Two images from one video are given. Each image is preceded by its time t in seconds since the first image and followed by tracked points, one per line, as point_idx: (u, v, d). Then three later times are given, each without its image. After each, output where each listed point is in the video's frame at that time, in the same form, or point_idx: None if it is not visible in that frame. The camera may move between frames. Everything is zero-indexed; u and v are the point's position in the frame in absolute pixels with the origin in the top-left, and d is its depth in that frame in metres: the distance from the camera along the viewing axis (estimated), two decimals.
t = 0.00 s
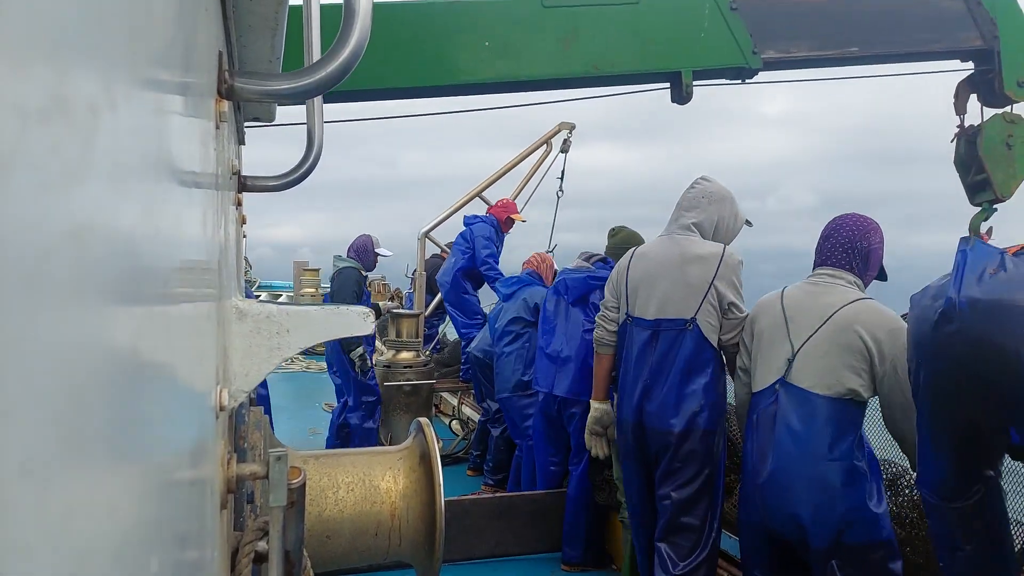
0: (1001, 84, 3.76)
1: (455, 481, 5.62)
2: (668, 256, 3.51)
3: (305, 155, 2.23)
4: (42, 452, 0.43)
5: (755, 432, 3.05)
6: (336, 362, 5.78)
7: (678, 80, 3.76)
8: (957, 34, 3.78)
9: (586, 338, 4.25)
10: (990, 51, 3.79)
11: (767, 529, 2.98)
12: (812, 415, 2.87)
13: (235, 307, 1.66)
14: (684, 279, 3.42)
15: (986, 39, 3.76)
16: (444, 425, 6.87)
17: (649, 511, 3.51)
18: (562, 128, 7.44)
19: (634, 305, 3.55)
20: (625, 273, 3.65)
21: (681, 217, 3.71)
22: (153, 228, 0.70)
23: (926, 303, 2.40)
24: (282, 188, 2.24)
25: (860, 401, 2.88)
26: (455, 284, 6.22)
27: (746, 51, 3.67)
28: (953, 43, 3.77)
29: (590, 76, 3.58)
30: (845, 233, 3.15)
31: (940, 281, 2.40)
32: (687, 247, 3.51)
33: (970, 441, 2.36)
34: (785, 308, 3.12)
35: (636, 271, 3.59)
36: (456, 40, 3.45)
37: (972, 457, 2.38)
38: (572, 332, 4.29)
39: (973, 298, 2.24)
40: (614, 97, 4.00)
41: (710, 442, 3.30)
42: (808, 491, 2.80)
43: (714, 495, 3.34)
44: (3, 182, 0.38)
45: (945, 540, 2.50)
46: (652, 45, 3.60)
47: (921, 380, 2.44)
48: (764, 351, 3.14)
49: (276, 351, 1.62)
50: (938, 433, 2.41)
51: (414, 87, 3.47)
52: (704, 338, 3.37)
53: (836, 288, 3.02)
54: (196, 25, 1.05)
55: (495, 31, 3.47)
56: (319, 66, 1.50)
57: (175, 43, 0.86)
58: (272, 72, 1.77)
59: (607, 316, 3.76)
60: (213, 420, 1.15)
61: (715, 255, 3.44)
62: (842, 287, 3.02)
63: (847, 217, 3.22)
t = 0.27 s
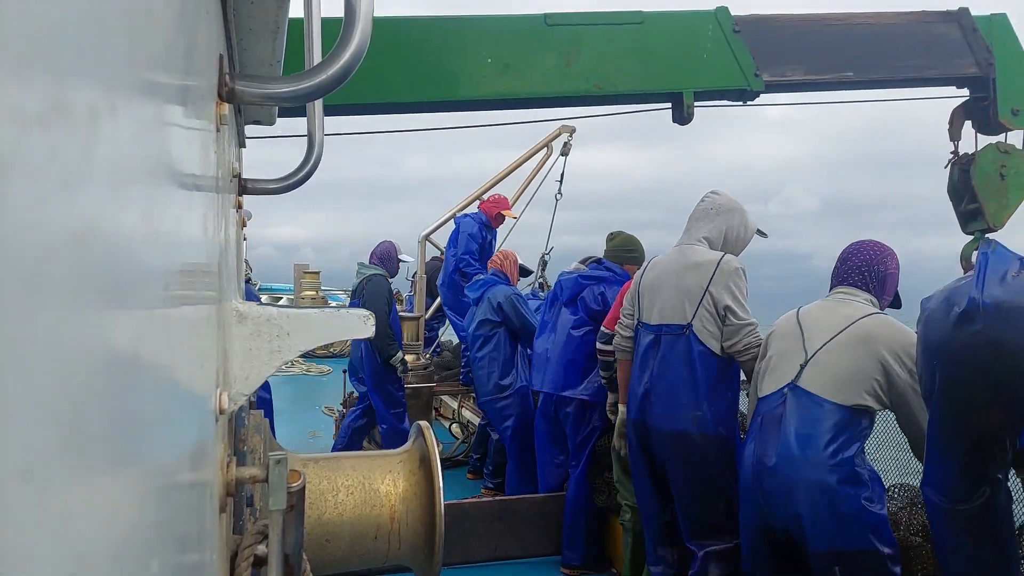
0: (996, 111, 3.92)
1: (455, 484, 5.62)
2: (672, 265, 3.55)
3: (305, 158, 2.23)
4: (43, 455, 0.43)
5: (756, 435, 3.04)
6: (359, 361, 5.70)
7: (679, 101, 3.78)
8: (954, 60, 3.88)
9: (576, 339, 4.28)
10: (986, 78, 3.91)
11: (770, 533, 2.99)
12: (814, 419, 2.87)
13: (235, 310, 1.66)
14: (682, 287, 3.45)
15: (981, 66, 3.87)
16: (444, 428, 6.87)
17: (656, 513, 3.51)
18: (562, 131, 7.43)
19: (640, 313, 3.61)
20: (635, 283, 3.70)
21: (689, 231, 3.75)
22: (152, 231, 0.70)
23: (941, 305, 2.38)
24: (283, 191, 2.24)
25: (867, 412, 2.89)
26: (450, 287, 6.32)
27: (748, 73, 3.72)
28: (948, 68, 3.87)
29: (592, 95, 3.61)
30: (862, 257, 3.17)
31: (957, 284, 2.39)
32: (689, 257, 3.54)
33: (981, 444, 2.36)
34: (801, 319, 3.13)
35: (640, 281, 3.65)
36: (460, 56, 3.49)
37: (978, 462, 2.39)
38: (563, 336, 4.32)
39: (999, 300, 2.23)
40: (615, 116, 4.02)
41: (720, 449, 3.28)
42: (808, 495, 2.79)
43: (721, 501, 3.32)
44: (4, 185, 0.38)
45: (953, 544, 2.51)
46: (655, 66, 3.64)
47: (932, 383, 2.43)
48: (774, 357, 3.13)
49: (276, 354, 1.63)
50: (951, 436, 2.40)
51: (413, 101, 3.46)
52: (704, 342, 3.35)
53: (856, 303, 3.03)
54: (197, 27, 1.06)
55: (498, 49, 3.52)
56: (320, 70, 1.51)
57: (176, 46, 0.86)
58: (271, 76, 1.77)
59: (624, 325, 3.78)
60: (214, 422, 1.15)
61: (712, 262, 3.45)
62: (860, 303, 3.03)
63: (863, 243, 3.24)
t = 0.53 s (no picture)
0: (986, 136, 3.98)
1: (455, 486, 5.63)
2: (697, 267, 3.54)
3: (305, 161, 2.24)
4: (43, 460, 0.43)
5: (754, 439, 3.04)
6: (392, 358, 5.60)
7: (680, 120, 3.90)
8: (946, 86, 3.93)
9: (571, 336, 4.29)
10: (978, 104, 3.96)
11: (770, 535, 2.99)
12: (815, 423, 2.86)
13: (235, 313, 1.67)
14: (706, 291, 3.44)
15: (973, 91, 3.92)
16: (444, 431, 6.87)
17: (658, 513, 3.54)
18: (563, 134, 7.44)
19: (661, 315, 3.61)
20: (656, 283, 3.70)
21: (714, 235, 3.73)
22: (153, 234, 0.70)
23: (938, 309, 2.37)
24: (283, 194, 2.24)
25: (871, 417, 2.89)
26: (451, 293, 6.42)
27: (749, 95, 3.81)
28: (938, 94, 3.92)
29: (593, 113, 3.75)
30: (869, 276, 3.18)
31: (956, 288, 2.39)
32: (714, 261, 3.52)
33: (981, 446, 2.36)
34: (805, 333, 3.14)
35: (664, 284, 3.64)
36: (465, 72, 3.63)
37: (978, 464, 2.39)
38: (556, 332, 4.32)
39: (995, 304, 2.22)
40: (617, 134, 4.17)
41: (714, 455, 3.27)
42: (805, 500, 2.78)
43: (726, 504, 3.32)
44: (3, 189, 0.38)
45: (955, 545, 2.50)
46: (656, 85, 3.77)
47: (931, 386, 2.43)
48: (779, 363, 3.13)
49: (277, 357, 1.62)
50: (952, 438, 2.40)
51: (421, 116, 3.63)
52: (723, 347, 3.35)
53: (858, 312, 3.05)
54: (198, 31, 1.06)
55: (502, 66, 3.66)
56: (320, 73, 1.51)
57: (175, 46, 0.86)
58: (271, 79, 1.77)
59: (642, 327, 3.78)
60: (214, 425, 1.15)
61: (738, 267, 3.44)
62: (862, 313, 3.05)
63: (869, 261, 3.25)
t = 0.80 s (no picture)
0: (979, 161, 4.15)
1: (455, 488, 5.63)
2: (720, 272, 3.50)
3: (306, 163, 2.24)
4: (42, 465, 0.42)
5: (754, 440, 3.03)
6: (409, 362, 5.59)
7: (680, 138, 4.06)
8: (938, 110, 4.06)
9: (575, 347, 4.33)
10: (969, 127, 4.12)
11: (769, 537, 3.00)
12: (818, 427, 2.85)
13: (236, 314, 1.67)
14: (731, 296, 3.39)
15: (964, 116, 4.06)
16: (444, 432, 6.87)
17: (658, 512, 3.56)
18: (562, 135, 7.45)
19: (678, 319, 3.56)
20: (674, 284, 3.66)
21: (738, 239, 3.71)
22: (154, 233, 0.70)
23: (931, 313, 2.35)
24: (283, 195, 2.24)
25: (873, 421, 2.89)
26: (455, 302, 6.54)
27: (749, 115, 3.97)
28: (931, 117, 4.05)
29: (593, 129, 3.90)
30: (878, 283, 3.20)
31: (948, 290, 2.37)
32: (739, 265, 3.49)
33: (979, 449, 2.36)
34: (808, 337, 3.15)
35: (684, 285, 3.58)
36: (470, 86, 3.80)
37: (977, 468, 2.39)
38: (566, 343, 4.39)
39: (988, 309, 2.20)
40: (620, 152, 4.32)
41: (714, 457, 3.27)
42: (804, 503, 2.77)
43: (721, 507, 3.34)
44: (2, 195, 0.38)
45: (951, 548, 2.52)
46: (656, 102, 3.93)
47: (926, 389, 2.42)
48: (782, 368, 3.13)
49: (277, 359, 1.62)
50: (948, 443, 2.39)
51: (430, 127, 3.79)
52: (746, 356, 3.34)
53: (863, 318, 3.05)
54: (198, 33, 1.06)
55: (506, 81, 3.82)
56: (319, 75, 1.51)
57: (175, 47, 0.86)
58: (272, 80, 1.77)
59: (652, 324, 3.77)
60: (214, 427, 1.15)
61: (766, 276, 3.42)
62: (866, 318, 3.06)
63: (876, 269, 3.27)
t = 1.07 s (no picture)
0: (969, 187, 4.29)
1: (456, 490, 5.63)
2: (710, 269, 3.53)
3: (305, 165, 2.24)
4: (42, 466, 0.42)
5: (759, 444, 3.02)
6: (410, 364, 5.60)
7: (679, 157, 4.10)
8: (928, 134, 4.15)
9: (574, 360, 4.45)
10: (960, 152, 4.23)
11: (770, 539, 3.00)
12: (824, 433, 2.84)
13: (235, 316, 1.67)
14: (719, 291, 3.43)
15: (954, 140, 4.16)
16: (444, 434, 6.87)
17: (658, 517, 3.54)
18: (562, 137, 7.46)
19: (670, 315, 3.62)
20: (667, 282, 3.70)
21: (730, 237, 3.73)
22: (153, 238, 0.71)
23: (931, 317, 2.37)
24: (282, 198, 2.25)
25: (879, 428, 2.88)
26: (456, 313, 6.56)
27: (749, 136, 4.02)
28: (921, 141, 4.13)
29: (592, 146, 3.95)
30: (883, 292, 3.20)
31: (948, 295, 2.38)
32: (728, 261, 3.52)
33: (983, 453, 2.36)
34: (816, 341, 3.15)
35: (675, 282, 3.64)
36: (468, 106, 3.81)
37: (977, 472, 2.38)
38: (568, 360, 4.50)
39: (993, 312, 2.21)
40: (620, 169, 4.36)
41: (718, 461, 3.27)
42: (810, 508, 2.77)
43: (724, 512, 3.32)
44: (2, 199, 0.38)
45: (954, 551, 2.51)
46: (656, 122, 3.97)
47: (928, 393, 2.42)
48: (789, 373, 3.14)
49: (276, 361, 1.62)
50: (951, 445, 2.39)
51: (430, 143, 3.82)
52: (736, 351, 3.35)
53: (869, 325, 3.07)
54: (197, 37, 1.06)
55: (507, 96, 3.85)
56: (320, 77, 1.51)
57: (175, 50, 0.86)
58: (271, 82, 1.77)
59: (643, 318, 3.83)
60: (213, 430, 1.15)
61: (754, 270, 3.44)
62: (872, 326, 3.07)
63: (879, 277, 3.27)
